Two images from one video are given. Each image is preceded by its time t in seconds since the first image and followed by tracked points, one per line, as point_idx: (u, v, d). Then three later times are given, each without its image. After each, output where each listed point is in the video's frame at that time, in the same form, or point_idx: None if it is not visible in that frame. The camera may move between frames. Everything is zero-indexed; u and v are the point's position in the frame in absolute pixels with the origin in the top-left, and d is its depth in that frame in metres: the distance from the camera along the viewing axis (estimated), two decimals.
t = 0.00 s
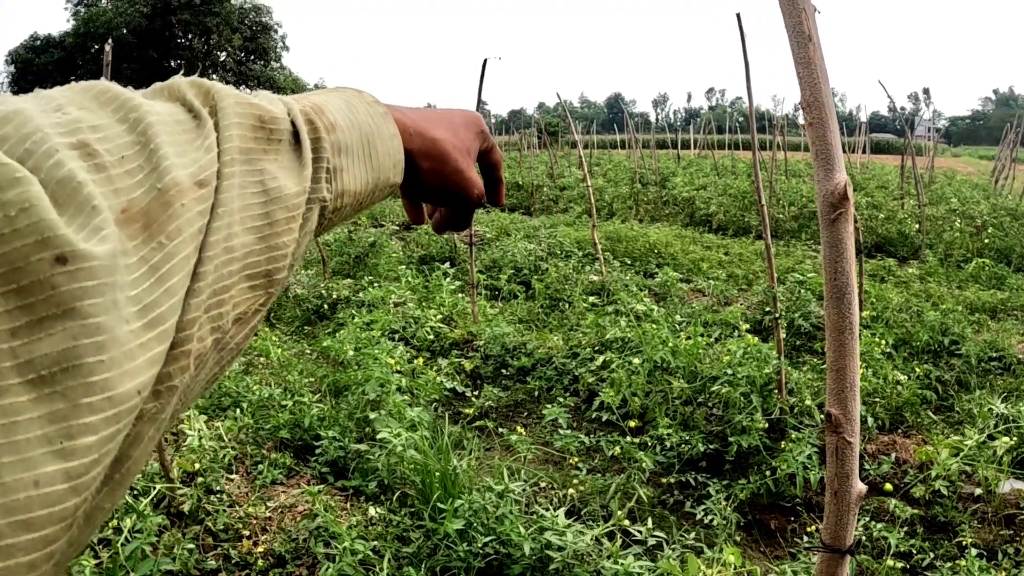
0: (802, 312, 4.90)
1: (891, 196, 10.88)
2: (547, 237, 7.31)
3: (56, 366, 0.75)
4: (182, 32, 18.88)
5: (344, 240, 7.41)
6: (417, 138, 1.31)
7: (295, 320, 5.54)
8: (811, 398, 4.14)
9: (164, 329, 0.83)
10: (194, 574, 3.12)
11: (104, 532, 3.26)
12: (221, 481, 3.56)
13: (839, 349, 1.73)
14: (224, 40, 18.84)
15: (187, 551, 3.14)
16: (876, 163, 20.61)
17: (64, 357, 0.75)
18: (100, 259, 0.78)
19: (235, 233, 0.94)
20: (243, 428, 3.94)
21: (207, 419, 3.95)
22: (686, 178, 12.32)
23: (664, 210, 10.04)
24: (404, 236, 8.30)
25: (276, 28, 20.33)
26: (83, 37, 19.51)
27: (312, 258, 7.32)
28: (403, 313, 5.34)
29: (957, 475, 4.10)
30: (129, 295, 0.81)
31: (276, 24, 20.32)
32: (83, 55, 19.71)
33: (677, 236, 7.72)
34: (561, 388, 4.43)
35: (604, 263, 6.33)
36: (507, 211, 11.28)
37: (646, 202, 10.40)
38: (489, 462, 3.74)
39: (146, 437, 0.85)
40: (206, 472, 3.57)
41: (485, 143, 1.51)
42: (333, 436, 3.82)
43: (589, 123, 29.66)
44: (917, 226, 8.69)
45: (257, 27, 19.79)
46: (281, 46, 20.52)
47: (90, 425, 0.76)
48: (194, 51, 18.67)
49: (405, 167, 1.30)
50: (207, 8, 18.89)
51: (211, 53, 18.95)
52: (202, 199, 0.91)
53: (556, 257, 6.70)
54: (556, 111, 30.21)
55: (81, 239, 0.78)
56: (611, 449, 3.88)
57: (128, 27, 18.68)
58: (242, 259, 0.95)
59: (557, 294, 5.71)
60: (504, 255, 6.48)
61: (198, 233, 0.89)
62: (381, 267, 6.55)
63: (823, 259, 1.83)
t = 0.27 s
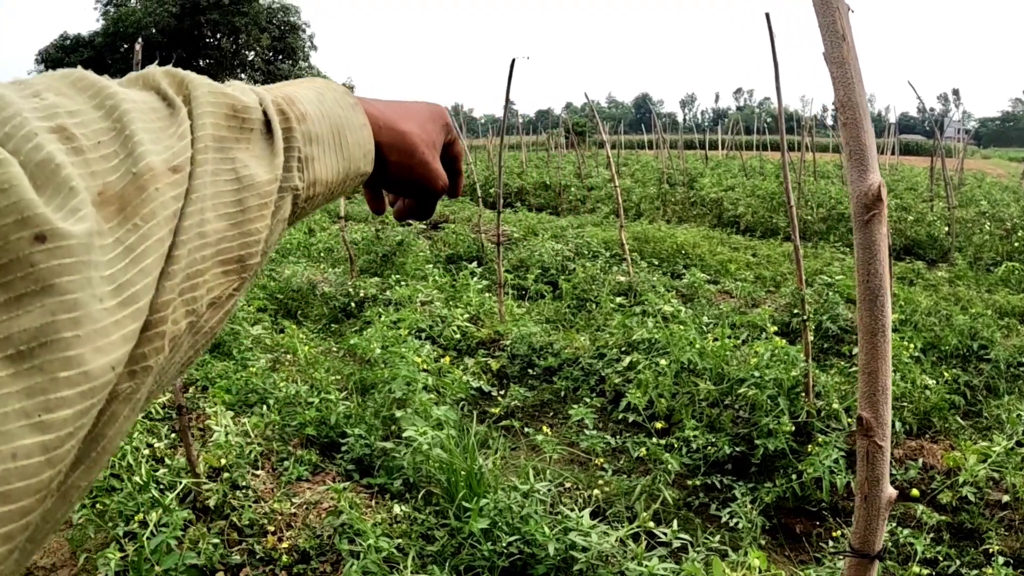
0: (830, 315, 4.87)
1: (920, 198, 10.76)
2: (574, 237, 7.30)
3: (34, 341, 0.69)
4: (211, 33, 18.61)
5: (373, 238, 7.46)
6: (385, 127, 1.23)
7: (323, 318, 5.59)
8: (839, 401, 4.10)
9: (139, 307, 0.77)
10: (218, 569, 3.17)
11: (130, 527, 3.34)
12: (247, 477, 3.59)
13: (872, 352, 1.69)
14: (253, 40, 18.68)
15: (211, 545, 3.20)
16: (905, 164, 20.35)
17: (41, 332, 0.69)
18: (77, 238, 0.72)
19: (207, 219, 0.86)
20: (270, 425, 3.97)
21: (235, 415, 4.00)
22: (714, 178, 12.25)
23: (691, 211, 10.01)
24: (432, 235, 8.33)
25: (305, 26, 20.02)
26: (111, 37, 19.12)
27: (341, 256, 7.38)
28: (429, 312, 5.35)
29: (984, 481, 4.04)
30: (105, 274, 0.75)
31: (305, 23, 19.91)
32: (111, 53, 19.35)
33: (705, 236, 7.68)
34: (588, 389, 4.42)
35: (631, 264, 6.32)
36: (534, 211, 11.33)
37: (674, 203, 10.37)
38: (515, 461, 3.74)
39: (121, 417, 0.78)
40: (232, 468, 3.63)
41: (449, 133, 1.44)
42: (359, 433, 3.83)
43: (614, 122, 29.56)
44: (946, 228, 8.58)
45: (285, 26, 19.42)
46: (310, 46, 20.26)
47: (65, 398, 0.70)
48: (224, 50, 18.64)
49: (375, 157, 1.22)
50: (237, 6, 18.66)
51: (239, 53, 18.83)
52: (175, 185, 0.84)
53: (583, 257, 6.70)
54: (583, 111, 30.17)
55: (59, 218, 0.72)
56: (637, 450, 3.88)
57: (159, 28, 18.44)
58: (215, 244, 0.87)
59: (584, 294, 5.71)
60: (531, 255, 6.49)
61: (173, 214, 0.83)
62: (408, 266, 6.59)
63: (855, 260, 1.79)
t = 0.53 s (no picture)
0: (865, 319, 4.83)
1: (957, 203, 10.60)
2: (608, 237, 7.29)
3: None
4: (246, 30, 17.88)
5: (407, 236, 7.51)
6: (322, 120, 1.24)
7: (357, 315, 5.63)
8: (872, 407, 4.06)
9: (89, 282, 0.76)
10: (249, 561, 3.23)
11: (162, 517, 3.40)
12: (279, 471, 3.62)
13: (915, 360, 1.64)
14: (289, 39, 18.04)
15: (243, 538, 3.26)
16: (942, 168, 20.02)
17: None
18: (33, 215, 0.70)
19: (155, 205, 0.84)
20: (303, 420, 4.00)
21: (268, 409, 4.05)
22: (749, 180, 12.16)
23: (726, 212, 9.95)
24: (466, 233, 8.37)
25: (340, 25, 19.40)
26: (148, 34, 18.78)
27: (376, 253, 7.44)
28: (462, 311, 5.37)
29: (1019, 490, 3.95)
30: (56, 250, 0.72)
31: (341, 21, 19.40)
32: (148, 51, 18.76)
33: (739, 238, 7.63)
34: (620, 390, 4.42)
35: (666, 265, 6.30)
36: (568, 211, 11.34)
37: (708, 204, 10.31)
38: (547, 461, 3.74)
39: (70, 392, 0.76)
40: (265, 462, 3.66)
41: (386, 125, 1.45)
42: (392, 430, 3.84)
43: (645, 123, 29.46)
44: (984, 234, 8.45)
45: (321, 25, 18.85)
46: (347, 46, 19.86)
47: (16, 366, 0.68)
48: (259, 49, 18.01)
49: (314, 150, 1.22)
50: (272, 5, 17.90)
51: (275, 52, 18.13)
52: (127, 169, 0.82)
53: (617, 258, 6.68)
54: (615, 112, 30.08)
55: (15, 195, 0.70)
56: (669, 452, 3.86)
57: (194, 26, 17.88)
58: (159, 229, 0.85)
59: (618, 294, 5.71)
60: (566, 255, 6.50)
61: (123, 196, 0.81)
62: (442, 264, 6.63)
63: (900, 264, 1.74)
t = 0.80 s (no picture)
0: (909, 327, 4.76)
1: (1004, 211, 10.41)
2: (650, 239, 7.29)
3: None
4: (293, 27, 18.12)
5: (451, 234, 7.58)
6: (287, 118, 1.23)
7: (398, 311, 5.69)
8: (915, 416, 4.00)
9: (63, 276, 0.72)
10: (286, 551, 3.28)
11: (201, 505, 3.43)
12: (318, 463, 3.66)
13: (969, 364, 1.64)
14: (334, 36, 18.41)
15: (280, 528, 3.31)
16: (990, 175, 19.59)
17: None
18: (10, 209, 0.67)
19: (126, 201, 0.81)
20: (343, 413, 4.04)
21: (309, 402, 4.11)
22: (793, 184, 12.05)
23: (769, 216, 9.89)
24: (509, 232, 8.41)
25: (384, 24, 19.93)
26: (195, 30, 18.99)
27: (419, 250, 7.51)
28: (504, 308, 5.39)
29: None
30: (31, 244, 0.69)
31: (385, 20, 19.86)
32: (196, 47, 19.06)
33: (783, 242, 7.58)
34: (661, 392, 4.40)
35: (708, 268, 6.29)
36: (611, 212, 11.36)
37: (752, 208, 10.26)
38: (586, 461, 3.73)
39: (49, 385, 0.72)
40: (305, 454, 3.70)
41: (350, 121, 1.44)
42: (431, 426, 3.85)
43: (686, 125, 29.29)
44: None
45: (366, 23, 19.39)
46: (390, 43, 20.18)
47: None
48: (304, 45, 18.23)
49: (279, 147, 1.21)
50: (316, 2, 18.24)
51: (320, 48, 18.56)
52: (97, 166, 0.79)
53: (659, 259, 6.68)
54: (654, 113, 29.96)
55: None
56: (708, 456, 3.84)
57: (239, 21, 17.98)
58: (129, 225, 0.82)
59: (660, 296, 5.70)
60: (608, 255, 6.51)
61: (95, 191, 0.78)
62: (485, 262, 6.67)
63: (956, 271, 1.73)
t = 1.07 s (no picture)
0: (957, 340, 4.69)
1: None
2: (696, 243, 7.26)
3: None
4: (342, 24, 18.19)
5: (498, 233, 7.62)
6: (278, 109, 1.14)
7: (443, 308, 5.74)
8: (961, 430, 3.93)
9: (51, 270, 0.69)
10: (325, 542, 3.32)
11: (243, 494, 3.47)
12: (360, 456, 3.68)
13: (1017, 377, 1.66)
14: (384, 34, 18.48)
15: (321, 519, 3.35)
16: None
17: None
18: None
19: (116, 194, 0.77)
20: (386, 408, 4.07)
21: (353, 395, 4.16)
22: (842, 191, 11.88)
23: (817, 223, 9.78)
24: (554, 232, 8.41)
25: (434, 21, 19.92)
26: (242, 25, 18.67)
27: (465, 248, 7.55)
28: (549, 309, 5.40)
29: None
30: (19, 237, 0.67)
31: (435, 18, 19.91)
32: (246, 42, 18.60)
33: (830, 250, 7.51)
34: (704, 397, 4.37)
35: (755, 274, 6.26)
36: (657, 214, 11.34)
37: (800, 214, 10.14)
38: (628, 464, 3.70)
39: (38, 375, 0.69)
40: (347, 447, 3.73)
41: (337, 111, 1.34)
42: (474, 423, 3.87)
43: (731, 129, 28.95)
44: None
45: (415, 21, 19.40)
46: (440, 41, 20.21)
47: None
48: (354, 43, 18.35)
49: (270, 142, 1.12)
50: None
51: (370, 45, 18.63)
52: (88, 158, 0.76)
53: (705, 264, 6.65)
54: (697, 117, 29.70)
55: None
56: (750, 464, 3.81)
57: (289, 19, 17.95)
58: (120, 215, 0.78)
59: (706, 301, 5.68)
60: (655, 258, 6.49)
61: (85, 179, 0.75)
62: (531, 261, 6.69)
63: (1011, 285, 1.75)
